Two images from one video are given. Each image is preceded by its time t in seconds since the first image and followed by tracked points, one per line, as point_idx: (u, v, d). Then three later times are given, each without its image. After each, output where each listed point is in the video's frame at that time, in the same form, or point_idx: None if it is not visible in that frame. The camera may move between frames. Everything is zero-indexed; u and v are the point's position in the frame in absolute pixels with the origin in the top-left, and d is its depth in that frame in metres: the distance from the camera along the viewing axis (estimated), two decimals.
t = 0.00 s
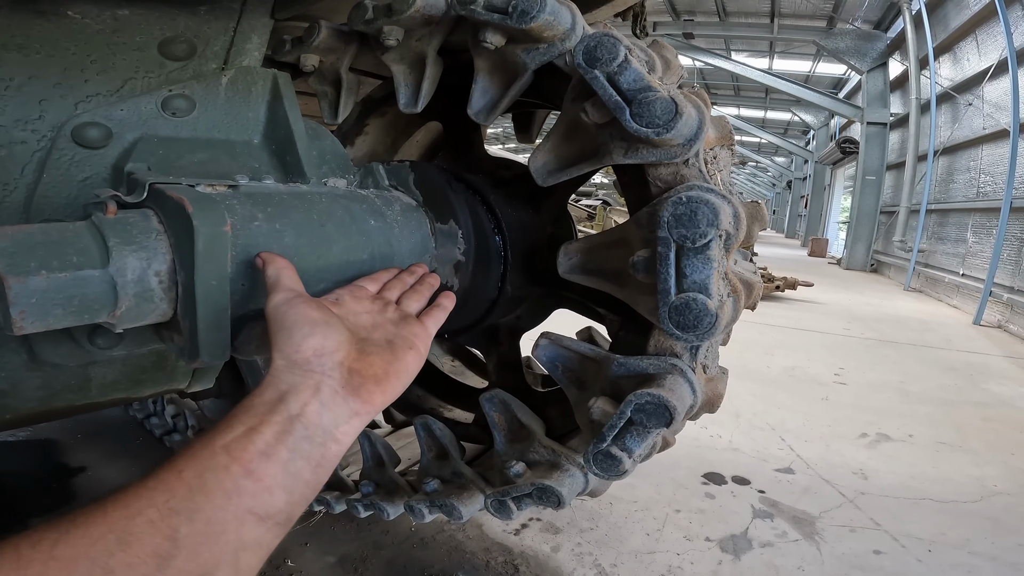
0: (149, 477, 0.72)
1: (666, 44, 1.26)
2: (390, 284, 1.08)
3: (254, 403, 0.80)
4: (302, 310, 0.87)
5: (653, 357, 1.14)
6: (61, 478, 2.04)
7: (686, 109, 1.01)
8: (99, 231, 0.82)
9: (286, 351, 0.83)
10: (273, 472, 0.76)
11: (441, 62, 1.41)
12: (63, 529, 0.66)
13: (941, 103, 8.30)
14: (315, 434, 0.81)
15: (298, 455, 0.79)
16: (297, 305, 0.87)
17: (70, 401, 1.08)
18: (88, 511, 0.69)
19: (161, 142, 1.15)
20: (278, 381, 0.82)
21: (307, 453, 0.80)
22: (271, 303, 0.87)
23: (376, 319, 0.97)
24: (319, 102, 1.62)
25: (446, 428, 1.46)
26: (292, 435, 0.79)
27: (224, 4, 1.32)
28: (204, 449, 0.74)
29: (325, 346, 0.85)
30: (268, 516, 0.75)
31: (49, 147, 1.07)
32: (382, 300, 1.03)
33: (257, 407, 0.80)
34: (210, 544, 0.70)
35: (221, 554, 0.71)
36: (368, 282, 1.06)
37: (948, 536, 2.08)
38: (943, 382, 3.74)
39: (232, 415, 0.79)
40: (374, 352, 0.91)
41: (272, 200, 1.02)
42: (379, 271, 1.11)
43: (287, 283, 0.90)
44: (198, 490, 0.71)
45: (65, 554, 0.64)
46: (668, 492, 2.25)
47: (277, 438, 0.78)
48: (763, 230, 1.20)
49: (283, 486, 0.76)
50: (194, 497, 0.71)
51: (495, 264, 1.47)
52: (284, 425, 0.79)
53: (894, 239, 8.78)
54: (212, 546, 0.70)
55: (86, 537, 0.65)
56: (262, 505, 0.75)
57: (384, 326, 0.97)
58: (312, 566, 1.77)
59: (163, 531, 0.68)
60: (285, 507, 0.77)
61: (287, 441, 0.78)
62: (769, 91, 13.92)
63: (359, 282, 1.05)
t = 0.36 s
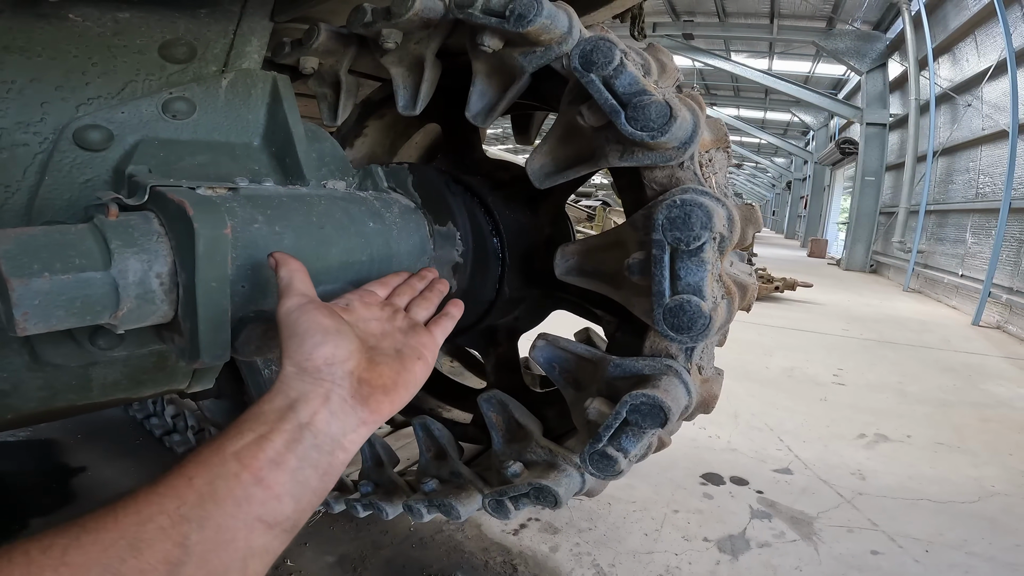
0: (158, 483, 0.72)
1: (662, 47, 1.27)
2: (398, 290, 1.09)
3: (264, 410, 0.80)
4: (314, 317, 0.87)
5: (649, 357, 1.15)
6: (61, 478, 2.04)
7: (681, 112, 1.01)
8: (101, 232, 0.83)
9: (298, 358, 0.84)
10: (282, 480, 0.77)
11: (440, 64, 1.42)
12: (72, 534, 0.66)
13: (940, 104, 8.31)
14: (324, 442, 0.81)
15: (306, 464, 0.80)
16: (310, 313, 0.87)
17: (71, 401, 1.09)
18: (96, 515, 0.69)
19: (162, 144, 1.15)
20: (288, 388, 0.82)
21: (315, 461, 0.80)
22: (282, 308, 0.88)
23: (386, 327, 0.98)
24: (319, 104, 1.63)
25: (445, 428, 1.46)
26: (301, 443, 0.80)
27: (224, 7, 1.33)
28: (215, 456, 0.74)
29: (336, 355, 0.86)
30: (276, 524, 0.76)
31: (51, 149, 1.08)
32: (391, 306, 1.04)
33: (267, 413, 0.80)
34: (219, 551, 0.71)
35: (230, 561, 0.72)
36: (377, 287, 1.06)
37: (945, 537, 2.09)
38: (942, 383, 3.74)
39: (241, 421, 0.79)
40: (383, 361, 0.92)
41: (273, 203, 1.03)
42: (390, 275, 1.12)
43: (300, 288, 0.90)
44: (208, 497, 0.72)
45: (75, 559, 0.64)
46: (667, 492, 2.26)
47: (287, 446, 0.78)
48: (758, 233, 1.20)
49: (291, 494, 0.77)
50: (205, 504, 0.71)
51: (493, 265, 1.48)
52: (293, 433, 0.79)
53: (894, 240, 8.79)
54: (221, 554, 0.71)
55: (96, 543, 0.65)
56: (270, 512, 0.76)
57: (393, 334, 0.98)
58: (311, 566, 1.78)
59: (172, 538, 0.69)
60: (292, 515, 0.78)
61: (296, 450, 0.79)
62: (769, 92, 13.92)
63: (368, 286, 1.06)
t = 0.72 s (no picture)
0: (167, 489, 0.72)
1: (664, 44, 1.27)
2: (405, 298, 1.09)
3: (270, 418, 0.80)
4: (322, 325, 0.87)
5: (650, 355, 1.15)
6: (61, 478, 2.04)
7: (682, 109, 1.01)
8: (102, 229, 0.83)
9: (306, 366, 0.84)
10: (290, 487, 0.77)
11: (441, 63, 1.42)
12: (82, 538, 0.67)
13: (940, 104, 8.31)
14: (330, 449, 0.81)
15: (313, 471, 0.79)
16: (318, 320, 0.87)
17: (71, 399, 1.09)
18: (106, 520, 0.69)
19: (163, 142, 1.15)
20: (294, 396, 0.82)
21: (322, 469, 0.80)
22: (291, 315, 0.88)
23: (393, 335, 0.98)
24: (319, 103, 1.63)
25: (445, 427, 1.46)
26: (308, 451, 0.79)
27: (225, 4, 1.33)
28: (223, 463, 0.74)
29: (344, 363, 0.86)
30: (283, 530, 0.76)
31: (53, 147, 1.07)
32: (398, 314, 1.04)
33: (275, 419, 0.80)
34: (227, 558, 0.71)
35: (239, 569, 0.72)
36: (384, 294, 1.06)
37: (947, 536, 2.09)
38: (941, 383, 3.74)
39: (250, 428, 0.79)
40: (390, 371, 0.92)
41: (274, 200, 1.03)
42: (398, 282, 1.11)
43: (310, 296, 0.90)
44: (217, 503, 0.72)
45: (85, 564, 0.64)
46: (667, 492, 2.26)
47: (294, 454, 0.78)
48: (758, 230, 1.20)
49: (298, 501, 0.77)
50: (213, 511, 0.71)
51: (494, 263, 1.47)
52: (301, 440, 0.79)
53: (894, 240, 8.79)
54: (230, 560, 0.71)
55: (106, 550, 0.66)
56: (278, 519, 0.76)
57: (399, 342, 0.98)
58: (311, 566, 1.78)
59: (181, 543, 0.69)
60: (300, 521, 0.78)
61: (303, 456, 0.79)
62: (768, 92, 13.93)
63: (375, 292, 1.06)
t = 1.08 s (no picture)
0: (168, 494, 0.72)
1: (665, 47, 1.27)
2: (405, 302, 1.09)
3: (270, 425, 0.80)
4: (323, 332, 0.87)
5: (653, 357, 1.15)
6: (62, 478, 2.04)
7: (685, 112, 1.02)
8: (106, 231, 0.83)
9: (306, 373, 0.84)
10: (290, 494, 0.77)
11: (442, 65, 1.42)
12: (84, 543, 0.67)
13: (940, 105, 8.32)
14: (329, 457, 0.81)
15: (313, 478, 0.80)
16: (320, 327, 0.87)
17: (73, 401, 1.09)
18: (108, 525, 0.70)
19: (166, 144, 1.16)
20: (294, 403, 0.82)
21: (321, 476, 0.80)
22: (292, 321, 0.88)
23: (393, 341, 0.98)
24: (320, 104, 1.63)
25: (446, 429, 1.47)
26: (308, 458, 0.80)
27: (227, 6, 1.33)
28: (224, 470, 0.74)
29: (344, 371, 0.86)
30: (284, 536, 0.77)
31: (55, 149, 1.08)
32: (399, 320, 1.04)
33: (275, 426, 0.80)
34: (228, 564, 0.72)
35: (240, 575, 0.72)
36: (386, 299, 1.06)
37: (947, 536, 2.09)
38: (941, 383, 3.75)
39: (251, 434, 0.79)
40: (390, 378, 0.92)
41: (277, 202, 1.03)
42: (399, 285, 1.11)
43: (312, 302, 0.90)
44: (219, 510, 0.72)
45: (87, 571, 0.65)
46: (668, 492, 2.26)
47: (294, 461, 0.78)
48: (761, 232, 1.20)
49: (299, 508, 0.77)
50: (214, 518, 0.72)
51: (495, 265, 1.48)
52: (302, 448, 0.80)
53: (894, 240, 8.79)
54: (231, 566, 0.72)
55: (108, 556, 0.66)
56: (278, 526, 0.76)
57: (399, 348, 0.98)
58: (313, 566, 1.78)
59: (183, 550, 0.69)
60: (300, 527, 0.78)
61: (303, 464, 0.79)
62: (769, 92, 13.93)
63: (375, 297, 1.06)
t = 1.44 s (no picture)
0: (156, 491, 0.72)
1: (663, 45, 1.27)
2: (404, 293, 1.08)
3: (263, 420, 0.79)
4: (320, 326, 0.86)
5: (650, 356, 1.15)
6: (61, 478, 2.04)
7: (682, 110, 1.01)
8: (102, 229, 0.83)
9: (301, 368, 0.83)
10: (282, 492, 0.77)
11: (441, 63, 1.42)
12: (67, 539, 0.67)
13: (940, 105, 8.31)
14: (323, 453, 0.81)
15: (305, 475, 0.79)
16: (317, 321, 0.86)
17: (71, 400, 1.09)
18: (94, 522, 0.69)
19: (163, 143, 1.15)
20: (288, 399, 0.82)
21: (314, 473, 0.80)
22: (289, 312, 0.86)
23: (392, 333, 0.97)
24: (319, 104, 1.63)
25: (445, 428, 1.46)
26: (301, 455, 0.79)
27: (226, 5, 1.33)
28: (214, 467, 0.74)
29: (341, 367, 0.86)
30: (275, 534, 0.77)
31: (53, 148, 1.07)
32: (398, 311, 1.02)
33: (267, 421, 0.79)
34: (217, 563, 0.72)
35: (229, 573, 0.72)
36: (382, 289, 1.04)
37: (947, 537, 2.09)
38: (941, 383, 3.75)
39: (242, 430, 0.78)
40: (387, 374, 0.91)
41: (274, 200, 1.03)
42: (396, 275, 1.09)
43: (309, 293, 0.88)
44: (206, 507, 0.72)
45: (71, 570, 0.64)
46: (667, 492, 2.26)
47: (287, 458, 0.78)
48: (759, 231, 1.20)
49: (291, 507, 0.77)
50: (203, 517, 0.71)
51: (494, 264, 1.47)
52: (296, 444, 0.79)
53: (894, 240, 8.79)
54: (220, 565, 0.72)
55: (93, 554, 0.66)
56: (270, 524, 0.76)
57: (398, 342, 0.97)
58: (312, 566, 1.78)
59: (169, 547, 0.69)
60: (291, 524, 0.78)
61: (294, 460, 0.79)
62: (769, 92, 13.93)
63: (372, 286, 1.04)
